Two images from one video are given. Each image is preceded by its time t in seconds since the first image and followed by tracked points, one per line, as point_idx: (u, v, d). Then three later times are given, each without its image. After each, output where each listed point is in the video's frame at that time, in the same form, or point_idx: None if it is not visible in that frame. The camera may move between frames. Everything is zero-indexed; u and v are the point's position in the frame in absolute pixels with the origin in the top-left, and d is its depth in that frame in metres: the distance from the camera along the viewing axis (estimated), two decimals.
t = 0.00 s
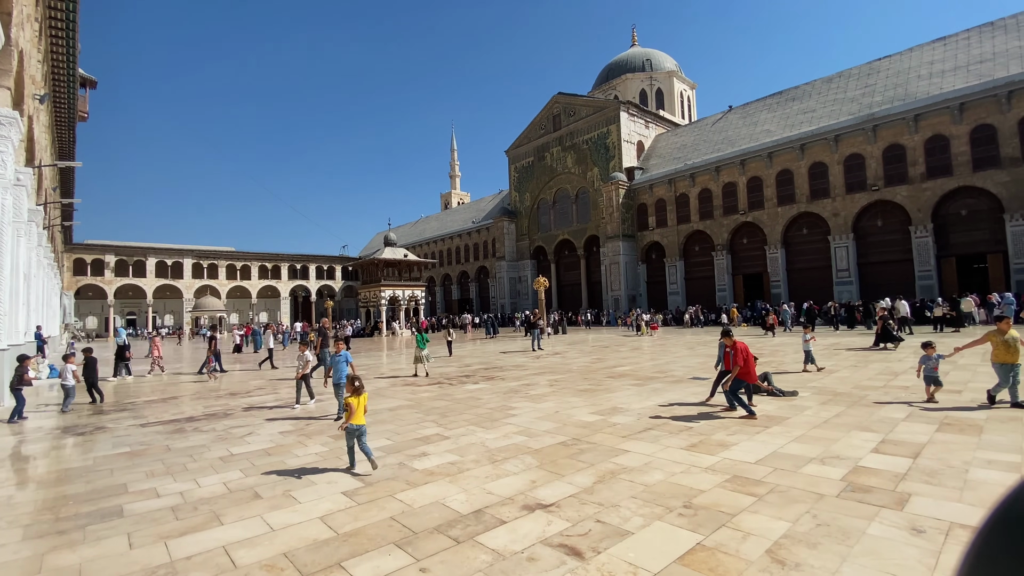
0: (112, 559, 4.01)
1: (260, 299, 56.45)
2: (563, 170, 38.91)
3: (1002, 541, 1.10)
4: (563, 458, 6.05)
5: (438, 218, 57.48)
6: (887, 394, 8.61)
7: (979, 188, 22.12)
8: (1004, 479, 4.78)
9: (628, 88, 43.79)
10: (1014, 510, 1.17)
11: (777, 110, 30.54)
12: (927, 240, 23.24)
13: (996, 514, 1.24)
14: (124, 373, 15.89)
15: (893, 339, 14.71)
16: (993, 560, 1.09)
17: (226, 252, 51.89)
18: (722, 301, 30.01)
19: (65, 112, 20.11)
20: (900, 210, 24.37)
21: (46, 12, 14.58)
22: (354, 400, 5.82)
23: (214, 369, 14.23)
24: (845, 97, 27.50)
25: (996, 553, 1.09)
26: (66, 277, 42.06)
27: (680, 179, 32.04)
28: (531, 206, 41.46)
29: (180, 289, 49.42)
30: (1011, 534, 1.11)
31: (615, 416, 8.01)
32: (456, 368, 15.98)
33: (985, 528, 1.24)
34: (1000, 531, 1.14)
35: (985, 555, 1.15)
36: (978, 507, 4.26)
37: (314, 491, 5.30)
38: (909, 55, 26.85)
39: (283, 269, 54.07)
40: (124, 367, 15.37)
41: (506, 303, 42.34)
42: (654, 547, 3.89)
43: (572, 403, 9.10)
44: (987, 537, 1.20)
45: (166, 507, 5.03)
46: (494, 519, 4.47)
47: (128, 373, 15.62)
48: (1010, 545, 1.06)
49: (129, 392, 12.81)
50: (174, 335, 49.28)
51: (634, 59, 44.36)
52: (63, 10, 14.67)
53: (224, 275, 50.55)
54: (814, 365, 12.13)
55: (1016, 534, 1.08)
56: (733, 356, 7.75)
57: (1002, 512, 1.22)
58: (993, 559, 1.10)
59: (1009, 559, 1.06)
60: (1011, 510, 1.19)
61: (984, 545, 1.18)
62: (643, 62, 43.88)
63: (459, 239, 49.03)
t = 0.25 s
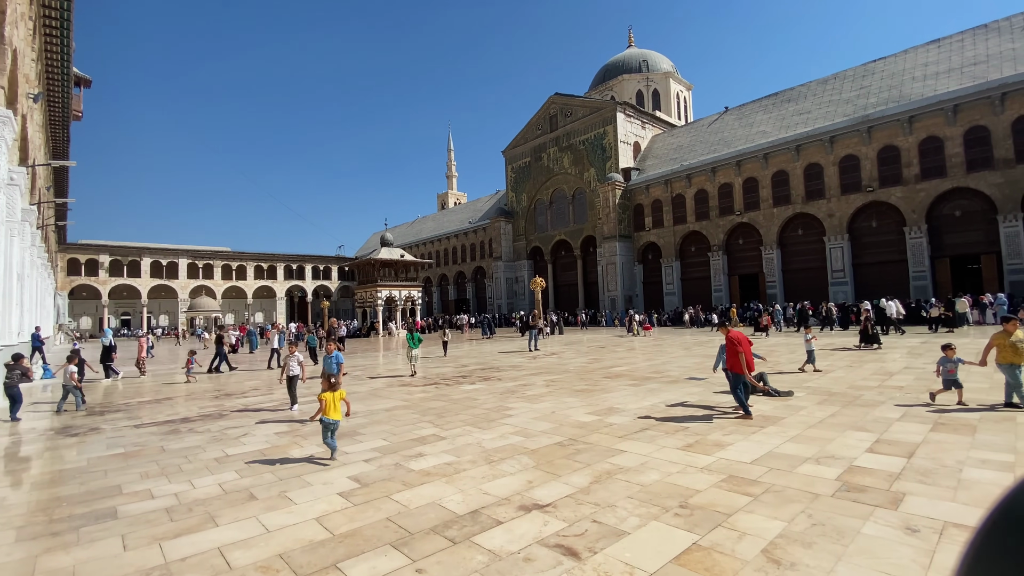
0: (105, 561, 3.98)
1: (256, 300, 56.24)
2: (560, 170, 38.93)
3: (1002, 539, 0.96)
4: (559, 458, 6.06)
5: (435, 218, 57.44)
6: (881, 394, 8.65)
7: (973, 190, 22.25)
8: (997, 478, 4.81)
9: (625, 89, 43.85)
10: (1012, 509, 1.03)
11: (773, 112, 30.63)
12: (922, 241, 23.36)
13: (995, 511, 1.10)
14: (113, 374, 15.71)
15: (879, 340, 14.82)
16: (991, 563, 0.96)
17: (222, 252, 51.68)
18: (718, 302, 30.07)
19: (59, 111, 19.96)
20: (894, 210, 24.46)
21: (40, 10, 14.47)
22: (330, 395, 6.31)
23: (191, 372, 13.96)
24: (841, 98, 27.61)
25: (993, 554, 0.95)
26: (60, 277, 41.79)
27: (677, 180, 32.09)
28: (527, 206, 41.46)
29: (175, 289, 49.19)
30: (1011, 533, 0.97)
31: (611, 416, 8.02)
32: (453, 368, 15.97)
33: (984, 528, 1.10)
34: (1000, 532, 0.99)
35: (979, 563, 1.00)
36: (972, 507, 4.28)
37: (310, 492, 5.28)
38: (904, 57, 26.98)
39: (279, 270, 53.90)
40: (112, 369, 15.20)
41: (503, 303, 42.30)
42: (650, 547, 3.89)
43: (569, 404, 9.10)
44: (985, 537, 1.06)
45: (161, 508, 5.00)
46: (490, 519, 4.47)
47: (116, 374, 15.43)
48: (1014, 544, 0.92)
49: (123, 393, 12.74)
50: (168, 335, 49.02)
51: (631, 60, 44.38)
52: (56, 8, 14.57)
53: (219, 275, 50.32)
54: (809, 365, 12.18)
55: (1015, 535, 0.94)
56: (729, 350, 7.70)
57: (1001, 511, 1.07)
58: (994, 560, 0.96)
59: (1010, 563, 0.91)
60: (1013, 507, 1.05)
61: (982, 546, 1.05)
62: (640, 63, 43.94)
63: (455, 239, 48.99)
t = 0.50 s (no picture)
0: (99, 563, 3.96)
1: (252, 300, 56.08)
2: (557, 171, 38.96)
3: (1002, 542, 0.93)
4: (556, 459, 6.05)
5: (431, 218, 57.38)
6: (876, 394, 8.68)
7: (968, 191, 22.37)
8: (991, 478, 4.83)
9: (621, 90, 43.93)
10: (1012, 511, 1.00)
11: (769, 113, 30.72)
12: (916, 242, 23.46)
13: (992, 511, 1.07)
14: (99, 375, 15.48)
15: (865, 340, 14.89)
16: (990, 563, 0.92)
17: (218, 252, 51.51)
18: (715, 302, 30.12)
19: (53, 110, 19.87)
20: (890, 211, 24.55)
21: (35, 9, 14.42)
22: (308, 393, 6.52)
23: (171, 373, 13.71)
24: (836, 100, 27.72)
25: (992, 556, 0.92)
26: (55, 277, 41.57)
27: (673, 181, 32.14)
28: (524, 207, 41.45)
29: (171, 289, 49.00)
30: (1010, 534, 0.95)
31: (607, 417, 8.03)
32: (450, 368, 15.96)
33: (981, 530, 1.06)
34: (1002, 531, 0.95)
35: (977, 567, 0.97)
36: (966, 506, 4.30)
37: (306, 493, 5.27)
38: (899, 58, 27.09)
39: (275, 270, 53.78)
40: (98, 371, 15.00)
41: (500, 303, 42.25)
42: (647, 547, 3.89)
43: (566, 404, 9.10)
44: (982, 539, 1.03)
45: (156, 510, 4.98)
46: (487, 520, 4.46)
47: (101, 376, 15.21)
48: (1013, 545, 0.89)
49: (118, 393, 12.69)
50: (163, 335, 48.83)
51: (628, 61, 44.43)
52: (51, 7, 14.52)
53: (215, 275, 50.16)
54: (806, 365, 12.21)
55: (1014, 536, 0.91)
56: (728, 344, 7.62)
57: (999, 513, 1.04)
58: (992, 562, 0.93)
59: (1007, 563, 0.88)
60: (1013, 509, 1.02)
61: (979, 549, 1.02)
62: (637, 64, 44.01)
63: (452, 239, 48.95)
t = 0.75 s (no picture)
0: (92, 565, 3.93)
1: (247, 300, 55.88)
2: (554, 171, 38.98)
3: (998, 543, 1.01)
4: (552, 459, 6.05)
5: (427, 219, 57.33)
6: (870, 394, 8.72)
7: (961, 192, 22.50)
8: (984, 477, 4.86)
9: (617, 91, 44.01)
10: (1011, 512, 1.07)
11: (764, 114, 30.83)
12: (910, 243, 23.59)
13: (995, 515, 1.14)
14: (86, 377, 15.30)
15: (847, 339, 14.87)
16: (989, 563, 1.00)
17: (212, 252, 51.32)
18: (710, 303, 30.20)
19: (47, 109, 19.76)
20: (884, 212, 24.69)
21: (28, 7, 14.36)
22: (286, 389, 6.90)
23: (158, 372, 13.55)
24: (830, 102, 27.85)
25: (993, 554, 0.99)
26: (48, 277, 41.30)
27: (669, 182, 32.22)
28: (521, 207, 41.47)
29: (165, 289, 48.78)
30: (1011, 533, 1.01)
31: (604, 417, 8.03)
32: (446, 368, 15.97)
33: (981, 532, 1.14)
34: (1000, 531, 1.03)
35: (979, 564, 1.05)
36: (959, 506, 4.32)
37: (301, 494, 5.25)
38: (893, 60, 27.24)
39: (270, 270, 53.61)
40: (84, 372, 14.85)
41: (496, 304, 42.22)
42: (643, 548, 3.90)
43: (562, 404, 9.11)
44: (985, 538, 1.09)
45: (149, 512, 4.95)
46: (483, 521, 4.46)
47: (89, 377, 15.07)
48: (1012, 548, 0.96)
49: (112, 394, 12.64)
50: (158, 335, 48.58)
51: (624, 61, 44.50)
52: (45, 6, 14.45)
53: (210, 275, 49.96)
54: (801, 365, 12.26)
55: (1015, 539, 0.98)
56: (737, 343, 7.61)
57: (999, 515, 1.11)
58: (991, 560, 1.00)
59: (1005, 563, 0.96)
60: (1011, 509, 1.08)
61: (982, 548, 1.08)
62: (633, 65, 44.10)
63: (449, 239, 48.92)
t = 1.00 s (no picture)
0: (85, 567, 3.91)
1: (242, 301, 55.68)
2: (550, 172, 39.00)
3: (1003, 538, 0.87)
4: (548, 459, 6.05)
5: (424, 219, 57.27)
6: (864, 394, 8.76)
7: (955, 194, 22.63)
8: (979, 477, 4.88)
9: (614, 92, 44.08)
10: (1012, 509, 0.95)
11: (760, 115, 30.91)
12: (904, 244, 23.73)
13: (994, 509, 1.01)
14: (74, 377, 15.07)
15: (834, 340, 14.78)
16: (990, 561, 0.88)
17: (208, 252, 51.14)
18: (706, 303, 30.28)
19: (40, 108, 19.64)
20: (878, 213, 24.79)
21: (22, 6, 14.28)
22: (265, 389, 7.15)
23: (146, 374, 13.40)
24: (825, 103, 27.97)
25: (989, 554, 0.87)
26: (41, 278, 41.05)
27: (666, 183, 32.27)
28: (518, 207, 41.47)
29: (160, 290, 48.58)
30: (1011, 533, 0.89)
31: (600, 417, 8.04)
32: (442, 369, 15.95)
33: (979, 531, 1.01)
34: (1001, 529, 0.91)
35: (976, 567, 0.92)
36: (954, 505, 4.34)
37: (296, 495, 5.23)
38: (888, 62, 27.35)
39: (266, 270, 53.46)
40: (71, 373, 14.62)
41: (493, 304, 42.18)
42: (639, 547, 3.90)
43: (558, 405, 9.11)
44: (982, 539, 0.96)
45: (144, 513, 4.93)
46: (479, 522, 4.46)
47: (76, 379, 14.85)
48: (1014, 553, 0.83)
49: (106, 395, 12.57)
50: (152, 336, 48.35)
51: (620, 62, 44.56)
52: (39, 5, 14.37)
53: (205, 275, 49.78)
54: (796, 366, 12.30)
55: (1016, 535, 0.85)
56: (743, 341, 7.63)
57: (1000, 511, 0.98)
58: (990, 561, 0.88)
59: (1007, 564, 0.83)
60: (1013, 508, 0.95)
61: (979, 548, 0.96)
62: (630, 66, 44.16)
63: (445, 240, 48.87)
